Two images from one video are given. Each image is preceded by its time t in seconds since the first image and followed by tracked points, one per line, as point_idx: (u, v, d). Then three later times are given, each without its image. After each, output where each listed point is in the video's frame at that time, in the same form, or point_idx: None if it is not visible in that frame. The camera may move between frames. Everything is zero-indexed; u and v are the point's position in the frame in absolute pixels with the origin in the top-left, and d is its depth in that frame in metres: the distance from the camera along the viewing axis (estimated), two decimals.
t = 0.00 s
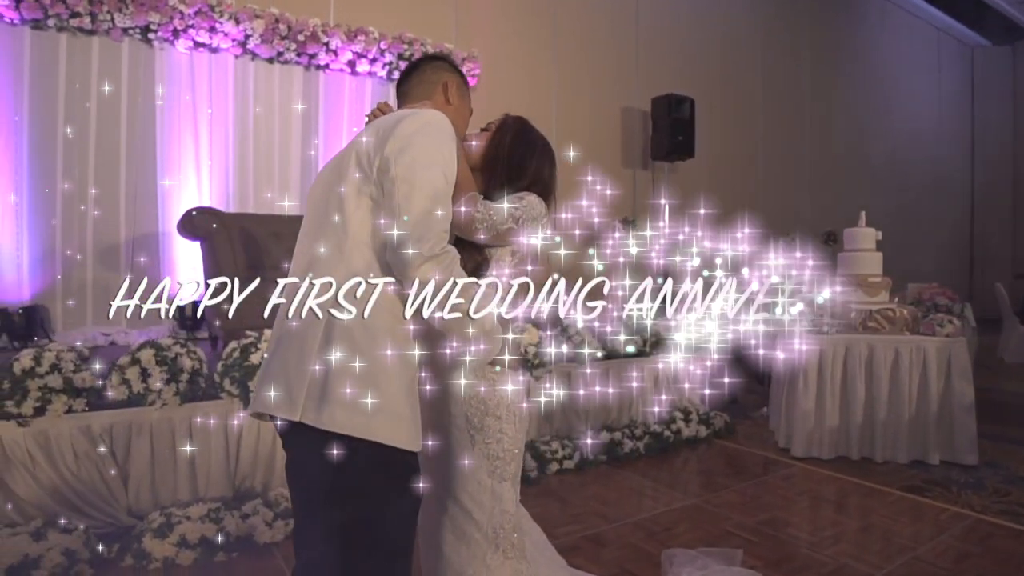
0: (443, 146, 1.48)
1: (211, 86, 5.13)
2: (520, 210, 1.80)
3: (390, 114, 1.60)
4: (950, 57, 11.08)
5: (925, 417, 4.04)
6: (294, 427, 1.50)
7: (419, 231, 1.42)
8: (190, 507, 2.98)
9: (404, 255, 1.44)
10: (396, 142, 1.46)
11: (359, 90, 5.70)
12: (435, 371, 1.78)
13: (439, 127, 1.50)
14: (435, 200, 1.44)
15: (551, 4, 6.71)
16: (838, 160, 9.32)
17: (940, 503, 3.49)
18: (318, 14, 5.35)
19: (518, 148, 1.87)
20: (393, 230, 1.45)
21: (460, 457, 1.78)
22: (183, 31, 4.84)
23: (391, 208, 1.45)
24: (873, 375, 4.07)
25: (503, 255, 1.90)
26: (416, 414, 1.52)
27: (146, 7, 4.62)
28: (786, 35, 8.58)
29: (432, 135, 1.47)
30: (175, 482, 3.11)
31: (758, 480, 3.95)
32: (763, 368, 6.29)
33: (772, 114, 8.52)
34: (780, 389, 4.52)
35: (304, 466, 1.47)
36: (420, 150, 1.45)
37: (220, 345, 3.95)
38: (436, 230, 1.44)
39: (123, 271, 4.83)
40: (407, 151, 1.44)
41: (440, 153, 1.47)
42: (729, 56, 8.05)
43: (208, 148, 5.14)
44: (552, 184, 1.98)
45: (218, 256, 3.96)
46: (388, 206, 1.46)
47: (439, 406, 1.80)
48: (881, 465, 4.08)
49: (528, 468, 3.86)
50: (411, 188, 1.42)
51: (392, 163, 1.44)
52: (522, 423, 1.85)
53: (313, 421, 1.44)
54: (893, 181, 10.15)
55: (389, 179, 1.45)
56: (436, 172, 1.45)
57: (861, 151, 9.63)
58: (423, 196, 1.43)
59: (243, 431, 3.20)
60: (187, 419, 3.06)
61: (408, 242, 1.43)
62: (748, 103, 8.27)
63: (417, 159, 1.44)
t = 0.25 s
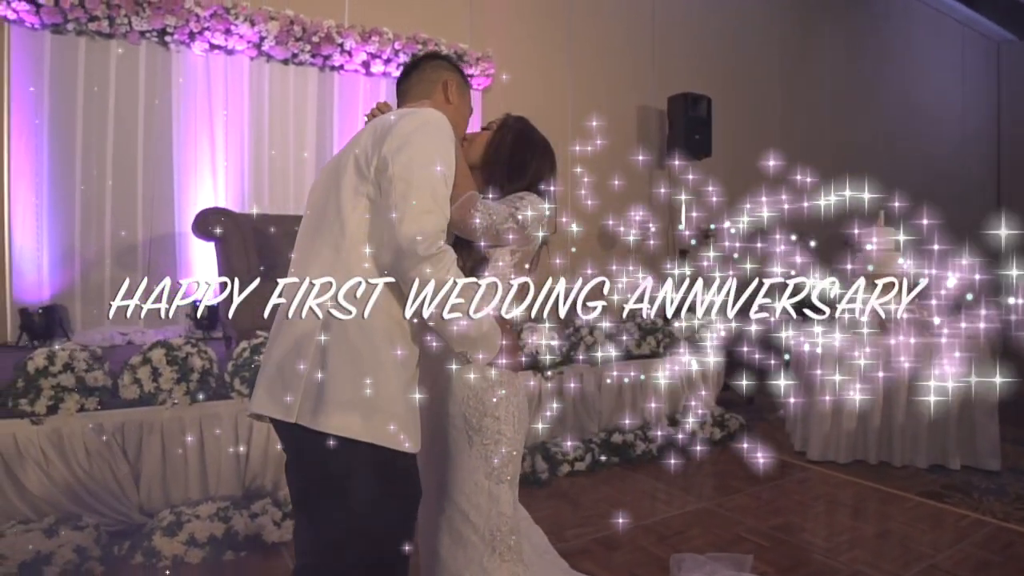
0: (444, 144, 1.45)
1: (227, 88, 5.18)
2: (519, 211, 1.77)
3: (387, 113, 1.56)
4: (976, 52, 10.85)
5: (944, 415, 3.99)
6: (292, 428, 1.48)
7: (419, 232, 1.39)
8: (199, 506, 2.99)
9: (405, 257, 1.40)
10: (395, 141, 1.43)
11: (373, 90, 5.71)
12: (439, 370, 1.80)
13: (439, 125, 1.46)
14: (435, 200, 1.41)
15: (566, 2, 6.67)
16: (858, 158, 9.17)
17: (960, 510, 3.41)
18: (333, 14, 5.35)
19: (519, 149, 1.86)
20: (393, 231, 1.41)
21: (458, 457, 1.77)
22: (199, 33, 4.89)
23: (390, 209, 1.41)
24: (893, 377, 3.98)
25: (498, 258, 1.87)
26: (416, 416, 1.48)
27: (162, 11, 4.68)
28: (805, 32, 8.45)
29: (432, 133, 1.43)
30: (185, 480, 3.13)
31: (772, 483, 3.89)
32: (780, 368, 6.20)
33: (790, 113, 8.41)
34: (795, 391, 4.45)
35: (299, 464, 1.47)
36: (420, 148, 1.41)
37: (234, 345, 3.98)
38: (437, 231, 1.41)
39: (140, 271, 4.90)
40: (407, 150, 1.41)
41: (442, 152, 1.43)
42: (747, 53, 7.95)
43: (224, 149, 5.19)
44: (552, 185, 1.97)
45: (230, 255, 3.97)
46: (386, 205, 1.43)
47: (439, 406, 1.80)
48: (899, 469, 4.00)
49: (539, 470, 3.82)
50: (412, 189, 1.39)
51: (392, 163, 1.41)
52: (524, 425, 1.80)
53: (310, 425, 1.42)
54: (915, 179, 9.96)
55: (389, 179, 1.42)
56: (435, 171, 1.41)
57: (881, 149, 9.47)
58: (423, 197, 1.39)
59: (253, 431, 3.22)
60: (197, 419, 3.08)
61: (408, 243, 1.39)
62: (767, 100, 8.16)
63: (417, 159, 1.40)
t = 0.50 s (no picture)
0: (439, 143, 1.41)
1: (240, 89, 5.23)
2: (520, 210, 1.77)
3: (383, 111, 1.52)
4: (1000, 48, 10.63)
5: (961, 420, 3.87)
6: (287, 430, 1.44)
7: (414, 233, 1.36)
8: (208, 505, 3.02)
9: (399, 257, 1.37)
10: (389, 140, 1.39)
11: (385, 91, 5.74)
12: (440, 373, 1.80)
13: (435, 123, 1.42)
14: (430, 200, 1.38)
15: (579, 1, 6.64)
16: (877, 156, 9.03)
17: (976, 515, 3.34)
18: (345, 15, 5.40)
19: (523, 150, 1.85)
20: (387, 231, 1.38)
21: (457, 459, 1.76)
22: (213, 35, 4.94)
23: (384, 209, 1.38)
24: (908, 380, 3.92)
25: (503, 256, 1.85)
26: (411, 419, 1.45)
27: (176, 13, 4.75)
28: (822, 29, 8.34)
29: (427, 132, 1.40)
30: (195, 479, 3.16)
31: (784, 486, 3.84)
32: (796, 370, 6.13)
33: (804, 111, 8.35)
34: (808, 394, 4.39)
35: (295, 466, 1.44)
36: (414, 147, 1.37)
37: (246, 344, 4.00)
38: (431, 233, 1.38)
39: (155, 271, 4.97)
40: (401, 149, 1.37)
41: (436, 152, 1.39)
42: (762, 51, 7.87)
43: (237, 150, 5.23)
44: (556, 185, 1.96)
45: (241, 255, 3.99)
46: (381, 205, 1.40)
47: (439, 407, 1.80)
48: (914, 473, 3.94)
49: (547, 470, 3.80)
50: (405, 189, 1.35)
51: (385, 162, 1.37)
52: (524, 425, 1.81)
53: (306, 427, 1.39)
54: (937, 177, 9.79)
55: (383, 178, 1.38)
56: (429, 171, 1.37)
57: (902, 147, 9.33)
58: (416, 197, 1.36)
59: (262, 429, 3.26)
60: (207, 417, 3.13)
61: (402, 244, 1.36)
62: (783, 98, 8.07)
63: (410, 158, 1.36)
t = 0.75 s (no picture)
0: (433, 143, 1.38)
1: (255, 91, 5.27)
2: (520, 211, 1.75)
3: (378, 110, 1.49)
4: None
5: (982, 423, 3.77)
6: (276, 433, 1.41)
7: (405, 235, 1.32)
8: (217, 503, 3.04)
9: (390, 260, 1.33)
10: (381, 140, 1.36)
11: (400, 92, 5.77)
12: (440, 377, 1.79)
13: (429, 123, 1.39)
14: (422, 201, 1.34)
15: None
16: (900, 154, 8.87)
17: (997, 523, 3.26)
18: (360, 17, 5.49)
19: (525, 148, 1.85)
20: (379, 234, 1.35)
21: (459, 462, 1.74)
22: (228, 38, 5.02)
23: (376, 211, 1.34)
24: (927, 382, 3.83)
25: (506, 257, 1.85)
26: (406, 426, 1.43)
27: (193, 17, 4.85)
28: (843, 25, 8.20)
29: (420, 132, 1.37)
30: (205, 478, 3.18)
31: (798, 490, 3.78)
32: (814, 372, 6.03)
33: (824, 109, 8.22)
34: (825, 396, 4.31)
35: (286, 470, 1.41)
36: (407, 148, 1.34)
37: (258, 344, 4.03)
38: (424, 235, 1.35)
39: (172, 271, 5.03)
40: (393, 149, 1.35)
41: (430, 152, 1.36)
42: (781, 48, 7.77)
43: (252, 151, 5.28)
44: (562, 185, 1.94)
45: (253, 255, 4.01)
46: (372, 207, 1.37)
47: (440, 411, 1.79)
48: (934, 478, 3.85)
49: (558, 472, 3.78)
50: (397, 190, 1.32)
51: (377, 162, 1.34)
52: (525, 429, 1.80)
53: (294, 431, 1.36)
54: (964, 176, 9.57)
55: (375, 179, 1.35)
56: (422, 172, 1.34)
57: (926, 145, 9.14)
58: (408, 198, 1.32)
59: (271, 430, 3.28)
60: (217, 418, 3.15)
61: (393, 247, 1.32)
62: (801, 96, 7.96)
63: (403, 158, 1.33)
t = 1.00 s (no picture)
0: (426, 143, 1.36)
1: (268, 92, 5.31)
2: (519, 212, 1.74)
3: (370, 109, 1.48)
4: None
5: (1000, 428, 3.70)
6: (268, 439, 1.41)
7: (397, 238, 1.31)
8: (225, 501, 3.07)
9: (383, 264, 1.32)
10: (372, 141, 1.34)
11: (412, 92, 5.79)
12: (438, 382, 1.78)
13: (420, 121, 1.37)
14: (414, 203, 1.32)
15: None
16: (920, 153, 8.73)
17: (1014, 529, 3.19)
18: (373, 18, 5.53)
19: (528, 146, 1.85)
20: (371, 237, 1.33)
21: (459, 469, 1.74)
22: (241, 40, 5.08)
23: (368, 213, 1.33)
24: (943, 385, 3.77)
25: (509, 259, 1.84)
26: (395, 430, 1.42)
27: (206, 19, 4.89)
28: (861, 22, 8.09)
29: (412, 131, 1.35)
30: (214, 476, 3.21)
31: (810, 493, 3.73)
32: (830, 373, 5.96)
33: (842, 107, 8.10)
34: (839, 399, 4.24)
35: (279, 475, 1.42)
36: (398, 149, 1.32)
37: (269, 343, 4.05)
38: (417, 238, 1.33)
39: (186, 271, 5.09)
40: (385, 150, 1.32)
41: (422, 152, 1.34)
42: (797, 46, 7.68)
43: (266, 152, 5.32)
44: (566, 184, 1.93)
45: (264, 255, 4.04)
46: (363, 209, 1.36)
47: (439, 416, 1.78)
48: (949, 483, 3.79)
49: (566, 473, 3.76)
50: (387, 192, 1.30)
51: (368, 163, 1.32)
52: (526, 435, 1.80)
53: (284, 438, 1.36)
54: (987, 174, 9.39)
55: (366, 180, 1.33)
56: (413, 173, 1.32)
57: (948, 142, 8.98)
58: (400, 201, 1.30)
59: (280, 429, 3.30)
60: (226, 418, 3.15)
61: (385, 251, 1.31)
62: (819, 94, 7.87)
63: (394, 158, 1.31)
